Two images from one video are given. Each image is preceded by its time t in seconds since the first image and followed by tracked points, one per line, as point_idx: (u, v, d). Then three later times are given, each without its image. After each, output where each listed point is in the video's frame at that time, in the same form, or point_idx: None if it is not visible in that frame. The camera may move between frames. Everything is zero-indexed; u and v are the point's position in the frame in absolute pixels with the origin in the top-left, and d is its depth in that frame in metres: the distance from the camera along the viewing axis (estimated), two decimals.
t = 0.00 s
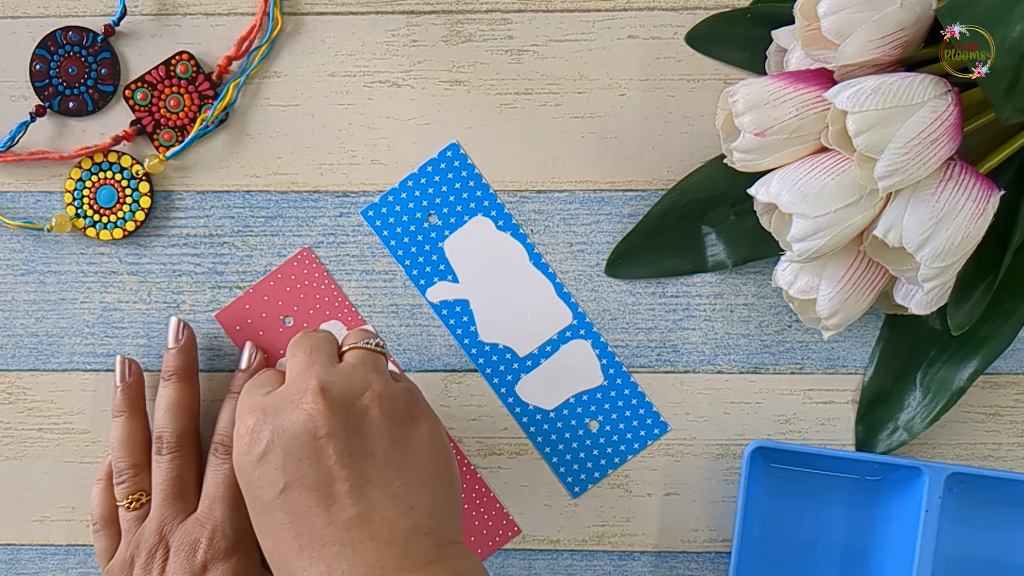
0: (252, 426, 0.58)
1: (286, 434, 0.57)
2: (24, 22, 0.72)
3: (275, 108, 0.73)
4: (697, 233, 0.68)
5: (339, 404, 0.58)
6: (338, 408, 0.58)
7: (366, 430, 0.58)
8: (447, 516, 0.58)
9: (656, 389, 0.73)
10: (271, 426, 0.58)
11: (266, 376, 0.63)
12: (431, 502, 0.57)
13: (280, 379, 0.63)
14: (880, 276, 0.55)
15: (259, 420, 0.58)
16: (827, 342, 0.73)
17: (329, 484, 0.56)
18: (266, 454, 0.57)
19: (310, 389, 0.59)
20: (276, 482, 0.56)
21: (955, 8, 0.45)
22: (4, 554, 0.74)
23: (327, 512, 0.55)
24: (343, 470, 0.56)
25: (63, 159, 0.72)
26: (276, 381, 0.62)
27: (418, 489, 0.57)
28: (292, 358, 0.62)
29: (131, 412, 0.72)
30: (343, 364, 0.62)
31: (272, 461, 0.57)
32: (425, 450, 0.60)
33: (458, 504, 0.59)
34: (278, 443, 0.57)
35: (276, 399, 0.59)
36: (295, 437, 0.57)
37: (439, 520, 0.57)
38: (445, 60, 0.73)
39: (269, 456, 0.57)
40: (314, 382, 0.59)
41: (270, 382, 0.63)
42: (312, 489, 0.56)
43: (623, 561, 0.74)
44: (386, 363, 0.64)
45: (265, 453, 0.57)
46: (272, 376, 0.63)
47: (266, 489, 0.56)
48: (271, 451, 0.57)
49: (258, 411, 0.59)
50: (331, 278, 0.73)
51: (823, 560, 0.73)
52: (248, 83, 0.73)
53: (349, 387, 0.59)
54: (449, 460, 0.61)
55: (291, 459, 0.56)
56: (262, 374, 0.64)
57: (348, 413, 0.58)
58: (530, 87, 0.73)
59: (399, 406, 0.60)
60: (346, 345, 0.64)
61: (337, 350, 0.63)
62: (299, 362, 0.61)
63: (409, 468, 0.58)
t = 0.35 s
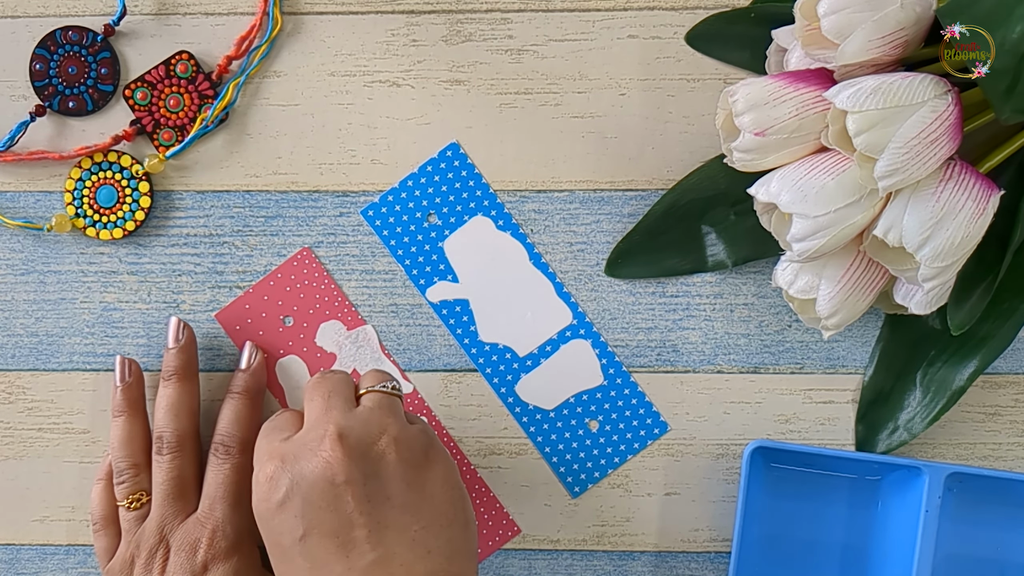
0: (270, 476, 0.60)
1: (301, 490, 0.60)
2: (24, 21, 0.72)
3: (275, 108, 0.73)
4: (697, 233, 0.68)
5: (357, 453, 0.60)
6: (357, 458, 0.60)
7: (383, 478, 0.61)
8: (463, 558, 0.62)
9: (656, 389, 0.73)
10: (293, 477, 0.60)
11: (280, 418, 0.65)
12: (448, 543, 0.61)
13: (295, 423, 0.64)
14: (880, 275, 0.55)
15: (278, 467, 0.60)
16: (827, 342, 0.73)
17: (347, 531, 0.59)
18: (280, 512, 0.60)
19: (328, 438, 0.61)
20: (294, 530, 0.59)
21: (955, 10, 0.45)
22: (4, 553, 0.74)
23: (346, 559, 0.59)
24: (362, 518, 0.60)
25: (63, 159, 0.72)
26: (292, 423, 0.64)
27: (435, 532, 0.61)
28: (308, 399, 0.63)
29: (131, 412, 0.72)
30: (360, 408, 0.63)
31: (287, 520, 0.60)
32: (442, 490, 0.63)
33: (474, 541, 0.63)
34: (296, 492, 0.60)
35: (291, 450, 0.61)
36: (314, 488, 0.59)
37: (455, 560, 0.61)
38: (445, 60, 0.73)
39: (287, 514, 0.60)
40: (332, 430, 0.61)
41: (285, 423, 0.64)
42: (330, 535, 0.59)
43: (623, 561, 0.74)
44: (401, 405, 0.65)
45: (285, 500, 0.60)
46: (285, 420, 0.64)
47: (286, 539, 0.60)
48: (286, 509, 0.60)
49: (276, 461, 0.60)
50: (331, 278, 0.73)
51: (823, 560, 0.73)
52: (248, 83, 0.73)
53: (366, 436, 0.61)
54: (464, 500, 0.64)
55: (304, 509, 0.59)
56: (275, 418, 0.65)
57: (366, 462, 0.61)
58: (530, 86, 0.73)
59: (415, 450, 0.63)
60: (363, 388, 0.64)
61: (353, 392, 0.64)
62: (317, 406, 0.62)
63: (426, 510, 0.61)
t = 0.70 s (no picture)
0: (282, 477, 0.60)
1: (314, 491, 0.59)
2: (24, 22, 0.72)
3: (275, 108, 0.73)
4: (697, 233, 0.68)
5: (374, 455, 0.60)
6: (374, 460, 0.60)
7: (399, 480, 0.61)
8: (474, 565, 0.61)
9: (656, 389, 0.73)
10: (306, 479, 0.59)
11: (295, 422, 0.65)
12: (460, 545, 0.60)
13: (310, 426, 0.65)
14: (880, 275, 0.55)
15: (292, 465, 0.60)
16: (827, 342, 0.73)
17: (360, 533, 0.59)
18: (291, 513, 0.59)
19: (345, 439, 0.61)
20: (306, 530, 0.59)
21: (956, 10, 0.45)
22: (4, 553, 0.74)
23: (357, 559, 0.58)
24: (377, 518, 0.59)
25: (63, 159, 0.72)
26: (306, 425, 0.64)
27: (450, 534, 0.60)
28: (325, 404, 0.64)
29: (131, 412, 0.72)
30: (376, 412, 0.64)
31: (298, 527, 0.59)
32: (458, 495, 0.62)
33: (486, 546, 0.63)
34: (310, 491, 0.59)
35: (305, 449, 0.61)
36: (329, 487, 0.59)
37: (467, 560, 0.60)
38: (445, 60, 0.73)
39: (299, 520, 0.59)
40: (348, 431, 0.61)
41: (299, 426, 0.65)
42: (343, 536, 0.58)
43: (623, 561, 0.74)
44: (416, 411, 0.65)
45: (297, 499, 0.59)
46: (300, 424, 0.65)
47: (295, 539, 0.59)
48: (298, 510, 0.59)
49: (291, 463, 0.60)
50: (331, 278, 0.73)
51: (823, 560, 0.73)
52: (248, 83, 0.73)
53: (385, 439, 0.61)
54: (477, 507, 0.63)
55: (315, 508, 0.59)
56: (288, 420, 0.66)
57: (384, 464, 0.60)
58: (530, 86, 0.73)
59: (432, 455, 0.63)
60: (378, 395, 0.65)
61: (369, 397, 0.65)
62: (332, 409, 0.64)
63: (439, 514, 0.61)
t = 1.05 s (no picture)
0: (349, 474, 0.55)
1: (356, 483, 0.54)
2: (24, 20, 0.72)
3: (275, 108, 0.73)
4: (697, 233, 0.68)
5: (424, 450, 0.57)
6: (425, 454, 0.56)
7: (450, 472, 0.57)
8: (542, 545, 0.58)
9: (656, 388, 0.73)
10: (355, 473, 0.55)
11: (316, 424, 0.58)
12: (528, 530, 0.57)
13: (327, 432, 0.58)
14: (880, 274, 0.55)
15: (337, 459, 0.56)
16: (826, 341, 0.73)
17: (435, 521, 0.54)
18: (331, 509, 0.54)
19: (394, 434, 0.57)
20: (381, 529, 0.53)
21: (954, 8, 0.45)
22: (5, 552, 0.74)
23: (439, 548, 0.53)
24: (451, 508, 0.55)
25: (63, 157, 0.72)
26: (337, 424, 0.58)
27: (513, 519, 0.57)
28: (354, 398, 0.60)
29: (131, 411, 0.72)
30: (415, 407, 0.60)
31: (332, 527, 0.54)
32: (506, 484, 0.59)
33: (547, 534, 0.60)
34: (379, 485, 0.54)
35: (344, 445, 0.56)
36: (402, 482, 0.55)
37: (536, 550, 0.57)
38: (445, 58, 0.73)
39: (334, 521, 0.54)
40: (395, 427, 0.57)
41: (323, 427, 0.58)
42: (418, 527, 0.54)
43: (623, 559, 0.74)
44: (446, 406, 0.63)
45: (368, 497, 0.54)
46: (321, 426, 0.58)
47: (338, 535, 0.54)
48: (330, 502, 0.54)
49: (344, 457, 0.56)
50: (332, 292, 0.73)
51: (823, 558, 0.73)
52: (248, 81, 0.73)
53: (431, 436, 0.58)
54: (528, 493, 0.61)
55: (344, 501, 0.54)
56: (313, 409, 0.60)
57: (434, 459, 0.57)
58: (530, 85, 0.73)
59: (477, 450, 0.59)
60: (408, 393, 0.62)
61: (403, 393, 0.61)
62: (370, 407, 0.59)
63: (501, 500, 0.58)
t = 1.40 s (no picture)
0: (360, 467, 0.54)
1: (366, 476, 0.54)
2: (24, 20, 0.72)
3: (275, 108, 0.73)
4: (697, 233, 0.68)
5: (436, 446, 0.56)
6: (437, 451, 0.56)
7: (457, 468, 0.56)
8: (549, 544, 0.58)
9: (656, 388, 0.73)
10: (366, 466, 0.54)
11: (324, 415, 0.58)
12: (535, 529, 0.57)
13: (336, 424, 0.57)
14: (880, 275, 0.55)
15: (349, 454, 0.55)
16: (826, 341, 0.73)
17: (443, 517, 0.54)
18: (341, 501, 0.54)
19: (406, 429, 0.56)
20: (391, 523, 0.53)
21: (954, 9, 0.45)
22: (5, 552, 0.74)
23: (448, 543, 0.53)
24: (460, 504, 0.55)
25: (63, 157, 0.72)
26: (346, 417, 0.58)
27: (521, 518, 0.57)
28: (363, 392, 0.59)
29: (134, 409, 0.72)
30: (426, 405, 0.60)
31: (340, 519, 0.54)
32: (512, 482, 0.59)
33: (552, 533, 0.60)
34: (390, 480, 0.54)
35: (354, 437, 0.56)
36: (410, 477, 0.55)
37: (543, 549, 0.57)
38: (445, 58, 0.73)
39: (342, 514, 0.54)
40: (408, 422, 0.57)
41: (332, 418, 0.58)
42: (428, 522, 0.54)
43: (623, 559, 0.74)
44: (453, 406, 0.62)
45: (378, 492, 0.54)
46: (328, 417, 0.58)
47: (346, 529, 0.54)
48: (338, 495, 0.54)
49: (355, 451, 0.55)
50: (333, 292, 0.73)
51: (823, 558, 0.73)
52: (248, 82, 0.73)
53: (439, 431, 0.58)
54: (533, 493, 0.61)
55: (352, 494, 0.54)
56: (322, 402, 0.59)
57: (446, 455, 0.56)
58: (530, 85, 0.73)
59: (482, 446, 0.59)
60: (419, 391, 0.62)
61: (415, 391, 0.61)
62: (383, 402, 0.58)
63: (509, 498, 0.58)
